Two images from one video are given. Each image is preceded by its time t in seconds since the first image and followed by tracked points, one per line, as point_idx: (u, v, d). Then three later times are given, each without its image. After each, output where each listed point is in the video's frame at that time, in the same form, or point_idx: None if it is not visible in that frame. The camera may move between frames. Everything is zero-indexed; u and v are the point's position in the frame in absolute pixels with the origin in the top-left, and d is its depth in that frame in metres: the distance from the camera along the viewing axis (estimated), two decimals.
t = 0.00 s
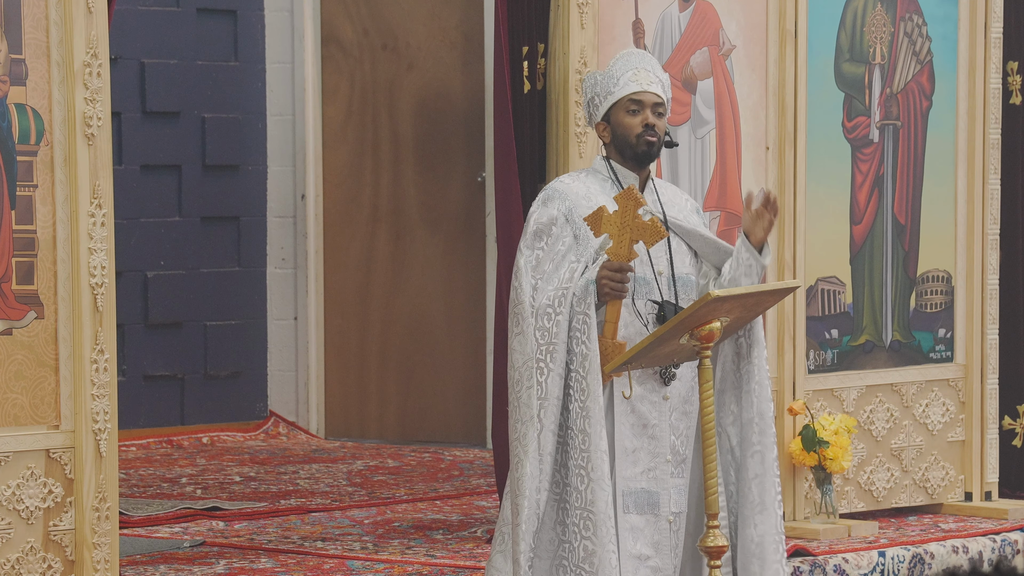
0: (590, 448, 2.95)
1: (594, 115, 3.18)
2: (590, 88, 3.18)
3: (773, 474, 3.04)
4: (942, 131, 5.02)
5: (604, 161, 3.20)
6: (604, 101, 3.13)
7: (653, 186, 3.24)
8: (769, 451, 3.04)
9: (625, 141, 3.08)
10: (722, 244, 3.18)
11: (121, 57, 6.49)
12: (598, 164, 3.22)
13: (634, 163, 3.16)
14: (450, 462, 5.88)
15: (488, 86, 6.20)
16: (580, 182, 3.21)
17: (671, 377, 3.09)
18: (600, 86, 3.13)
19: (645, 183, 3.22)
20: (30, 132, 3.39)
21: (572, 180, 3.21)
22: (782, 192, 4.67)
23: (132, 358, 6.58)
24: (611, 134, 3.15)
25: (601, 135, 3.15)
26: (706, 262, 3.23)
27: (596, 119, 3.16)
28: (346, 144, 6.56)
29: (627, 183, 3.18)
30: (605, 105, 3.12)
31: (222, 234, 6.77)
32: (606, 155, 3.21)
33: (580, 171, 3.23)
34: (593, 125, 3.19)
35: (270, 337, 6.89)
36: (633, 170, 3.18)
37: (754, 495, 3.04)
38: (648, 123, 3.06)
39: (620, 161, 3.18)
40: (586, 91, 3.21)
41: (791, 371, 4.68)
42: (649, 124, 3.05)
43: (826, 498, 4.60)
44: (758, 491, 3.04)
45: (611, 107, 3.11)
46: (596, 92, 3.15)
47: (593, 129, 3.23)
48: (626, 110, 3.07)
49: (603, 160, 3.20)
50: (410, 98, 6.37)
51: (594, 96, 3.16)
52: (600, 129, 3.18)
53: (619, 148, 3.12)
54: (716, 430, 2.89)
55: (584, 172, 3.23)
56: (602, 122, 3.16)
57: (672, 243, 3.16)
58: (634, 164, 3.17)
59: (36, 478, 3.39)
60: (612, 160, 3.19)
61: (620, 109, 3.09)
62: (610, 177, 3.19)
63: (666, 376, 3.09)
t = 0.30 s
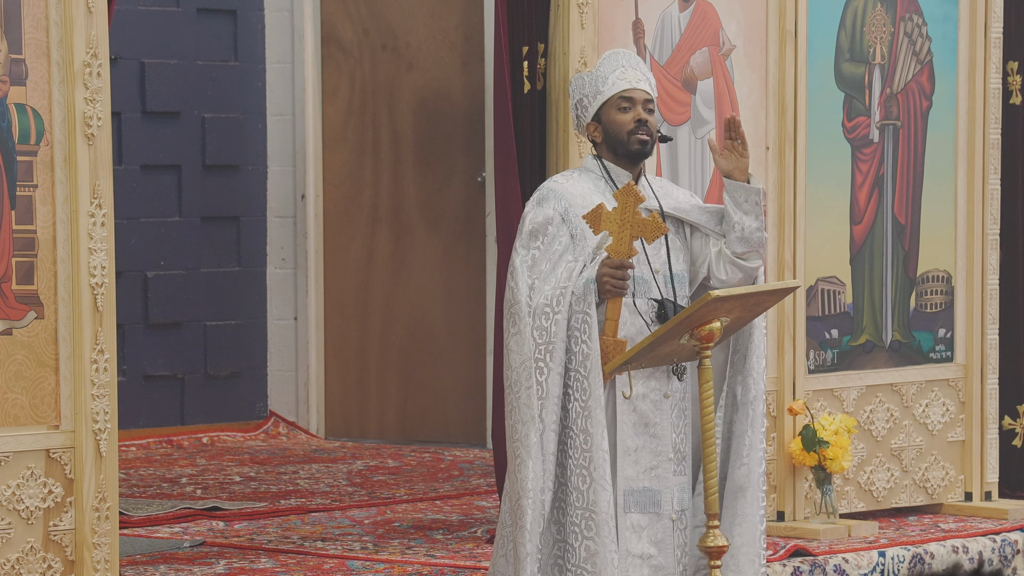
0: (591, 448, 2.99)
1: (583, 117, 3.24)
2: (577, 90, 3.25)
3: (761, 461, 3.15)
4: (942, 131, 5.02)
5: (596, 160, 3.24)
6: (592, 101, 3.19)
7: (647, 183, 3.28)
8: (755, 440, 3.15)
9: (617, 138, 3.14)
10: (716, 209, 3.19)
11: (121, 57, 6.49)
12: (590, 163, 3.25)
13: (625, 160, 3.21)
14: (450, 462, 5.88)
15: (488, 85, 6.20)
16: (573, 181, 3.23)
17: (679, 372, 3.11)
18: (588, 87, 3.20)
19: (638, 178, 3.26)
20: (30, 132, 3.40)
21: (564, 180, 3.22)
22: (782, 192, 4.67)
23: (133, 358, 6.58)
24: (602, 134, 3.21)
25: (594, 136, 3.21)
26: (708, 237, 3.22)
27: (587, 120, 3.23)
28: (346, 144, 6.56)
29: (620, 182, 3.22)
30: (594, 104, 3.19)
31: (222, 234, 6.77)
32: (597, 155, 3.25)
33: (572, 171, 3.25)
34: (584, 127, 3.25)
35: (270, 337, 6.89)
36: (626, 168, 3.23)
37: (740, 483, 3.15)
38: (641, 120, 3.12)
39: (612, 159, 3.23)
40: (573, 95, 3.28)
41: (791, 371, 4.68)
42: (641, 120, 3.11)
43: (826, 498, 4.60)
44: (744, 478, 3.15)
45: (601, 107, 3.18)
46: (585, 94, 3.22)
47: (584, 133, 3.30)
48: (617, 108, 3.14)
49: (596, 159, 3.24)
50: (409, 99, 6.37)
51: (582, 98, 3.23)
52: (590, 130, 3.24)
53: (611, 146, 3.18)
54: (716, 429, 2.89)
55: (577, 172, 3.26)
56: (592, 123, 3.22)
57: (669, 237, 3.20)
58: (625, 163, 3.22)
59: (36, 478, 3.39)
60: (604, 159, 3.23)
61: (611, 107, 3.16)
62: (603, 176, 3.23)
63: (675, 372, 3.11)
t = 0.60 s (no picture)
0: (587, 453, 3.00)
1: (575, 118, 3.25)
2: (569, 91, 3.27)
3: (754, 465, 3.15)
4: (942, 131, 5.02)
5: (589, 162, 3.26)
6: (584, 103, 3.21)
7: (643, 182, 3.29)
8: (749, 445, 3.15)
9: (616, 141, 3.14)
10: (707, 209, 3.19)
11: (121, 57, 6.49)
12: (583, 165, 3.27)
13: (619, 161, 3.23)
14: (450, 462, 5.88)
15: (488, 86, 6.20)
16: (566, 184, 3.24)
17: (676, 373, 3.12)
18: (581, 88, 3.21)
19: (631, 180, 3.27)
20: (30, 132, 3.40)
21: (557, 183, 3.24)
22: (782, 192, 4.66)
23: (132, 358, 6.58)
24: (596, 136, 3.23)
25: (589, 138, 3.22)
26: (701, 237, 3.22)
27: (581, 122, 3.23)
28: (346, 144, 6.56)
29: (614, 184, 3.24)
30: (587, 106, 3.20)
31: (222, 234, 6.77)
32: (590, 156, 3.27)
33: (565, 173, 3.27)
34: (576, 129, 3.26)
35: (270, 338, 6.89)
36: (619, 170, 3.25)
37: (734, 487, 3.15)
38: (638, 121, 3.13)
39: (606, 161, 3.25)
40: (563, 97, 3.30)
41: (791, 371, 4.68)
42: (637, 121, 3.13)
43: (826, 498, 4.60)
44: (738, 483, 3.15)
45: (594, 109, 3.19)
46: (579, 95, 3.23)
47: (573, 134, 3.31)
48: (614, 110, 3.15)
49: (588, 161, 3.26)
50: (409, 99, 6.37)
51: (574, 100, 3.24)
52: (583, 132, 3.25)
53: (608, 149, 3.19)
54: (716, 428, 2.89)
55: (568, 175, 3.27)
56: (585, 125, 3.23)
57: (664, 239, 3.21)
58: (618, 164, 3.24)
59: (36, 478, 3.39)
60: (598, 161, 3.26)
61: (606, 109, 3.16)
62: (597, 178, 3.25)
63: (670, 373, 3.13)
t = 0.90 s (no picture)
0: (582, 456, 3.00)
1: (574, 123, 3.25)
2: (564, 97, 3.27)
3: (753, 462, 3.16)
4: (941, 131, 5.02)
5: (588, 163, 3.26)
6: (585, 105, 3.21)
7: (641, 182, 3.30)
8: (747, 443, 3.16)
9: (622, 140, 3.16)
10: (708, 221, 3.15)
11: (121, 57, 6.49)
12: (582, 167, 3.27)
13: (616, 160, 3.24)
14: (450, 462, 5.88)
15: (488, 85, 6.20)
16: (564, 185, 3.24)
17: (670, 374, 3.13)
18: (580, 91, 3.21)
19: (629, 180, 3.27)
20: (30, 132, 3.40)
21: (555, 184, 3.24)
22: (782, 192, 4.67)
23: (132, 358, 6.58)
24: (598, 138, 3.22)
25: (592, 140, 3.21)
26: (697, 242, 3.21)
27: (581, 125, 3.23)
28: (346, 144, 6.56)
29: (613, 184, 3.25)
30: (589, 108, 3.20)
31: (222, 234, 6.77)
32: (589, 158, 3.28)
33: (563, 175, 3.27)
34: (575, 133, 3.26)
35: (270, 337, 6.89)
36: (618, 170, 3.25)
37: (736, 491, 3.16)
38: (642, 120, 3.17)
39: (605, 162, 3.26)
40: (557, 102, 3.28)
41: (791, 371, 4.68)
42: (641, 120, 3.17)
43: (826, 498, 4.60)
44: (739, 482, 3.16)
45: (596, 110, 3.19)
46: (577, 98, 3.23)
47: (570, 140, 3.30)
48: (616, 109, 3.17)
49: (587, 161, 3.27)
50: (410, 98, 6.37)
51: (572, 104, 3.24)
52: (583, 135, 3.24)
53: (612, 149, 3.20)
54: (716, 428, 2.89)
55: (566, 177, 3.27)
56: (586, 128, 3.23)
57: (662, 242, 3.20)
58: (617, 164, 3.24)
59: (36, 478, 3.39)
60: (597, 162, 3.26)
61: (609, 109, 3.18)
62: (596, 178, 3.25)
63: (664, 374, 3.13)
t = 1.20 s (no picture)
0: (576, 456, 3.01)
1: (577, 122, 3.24)
2: (567, 97, 3.26)
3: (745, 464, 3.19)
4: (941, 131, 5.02)
5: (588, 162, 3.28)
6: (589, 105, 3.21)
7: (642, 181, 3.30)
8: (740, 442, 3.18)
9: (627, 140, 3.17)
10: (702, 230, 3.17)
11: (121, 57, 6.48)
12: (582, 166, 3.28)
13: (616, 159, 3.25)
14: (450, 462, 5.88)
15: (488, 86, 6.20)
16: (562, 184, 3.24)
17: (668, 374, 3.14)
18: (583, 90, 3.21)
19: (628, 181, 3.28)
20: (30, 132, 3.39)
21: (554, 184, 3.24)
22: (782, 191, 4.66)
23: (132, 358, 6.58)
24: (602, 138, 3.22)
25: (596, 140, 3.21)
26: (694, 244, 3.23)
27: (583, 126, 3.23)
28: (346, 144, 6.56)
29: (612, 183, 3.25)
30: (592, 108, 3.20)
31: (222, 234, 6.77)
32: (589, 158, 3.29)
33: (562, 175, 3.27)
34: (576, 133, 3.25)
35: (270, 337, 6.89)
36: (618, 170, 3.26)
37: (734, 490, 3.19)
38: (645, 119, 3.18)
39: (605, 161, 3.26)
40: (559, 102, 3.28)
41: (791, 371, 4.68)
42: (645, 120, 3.18)
43: (826, 498, 4.60)
44: (734, 480, 3.19)
45: (600, 109, 3.19)
46: (579, 98, 3.23)
47: (572, 140, 3.29)
48: (620, 109, 3.18)
49: (587, 161, 3.28)
50: (409, 99, 6.37)
51: (575, 104, 3.24)
52: (586, 135, 3.24)
53: (616, 148, 3.20)
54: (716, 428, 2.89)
55: (565, 177, 3.27)
56: (590, 127, 3.22)
57: (658, 245, 3.21)
58: (617, 163, 3.25)
59: (36, 478, 3.39)
60: (597, 161, 3.27)
61: (613, 108, 3.19)
62: (595, 178, 3.25)
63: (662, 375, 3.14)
